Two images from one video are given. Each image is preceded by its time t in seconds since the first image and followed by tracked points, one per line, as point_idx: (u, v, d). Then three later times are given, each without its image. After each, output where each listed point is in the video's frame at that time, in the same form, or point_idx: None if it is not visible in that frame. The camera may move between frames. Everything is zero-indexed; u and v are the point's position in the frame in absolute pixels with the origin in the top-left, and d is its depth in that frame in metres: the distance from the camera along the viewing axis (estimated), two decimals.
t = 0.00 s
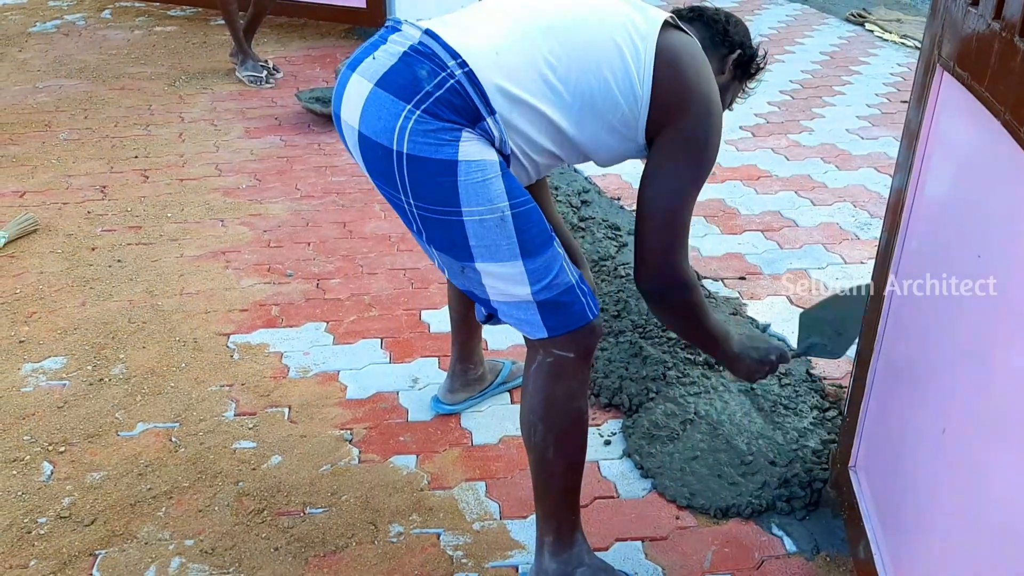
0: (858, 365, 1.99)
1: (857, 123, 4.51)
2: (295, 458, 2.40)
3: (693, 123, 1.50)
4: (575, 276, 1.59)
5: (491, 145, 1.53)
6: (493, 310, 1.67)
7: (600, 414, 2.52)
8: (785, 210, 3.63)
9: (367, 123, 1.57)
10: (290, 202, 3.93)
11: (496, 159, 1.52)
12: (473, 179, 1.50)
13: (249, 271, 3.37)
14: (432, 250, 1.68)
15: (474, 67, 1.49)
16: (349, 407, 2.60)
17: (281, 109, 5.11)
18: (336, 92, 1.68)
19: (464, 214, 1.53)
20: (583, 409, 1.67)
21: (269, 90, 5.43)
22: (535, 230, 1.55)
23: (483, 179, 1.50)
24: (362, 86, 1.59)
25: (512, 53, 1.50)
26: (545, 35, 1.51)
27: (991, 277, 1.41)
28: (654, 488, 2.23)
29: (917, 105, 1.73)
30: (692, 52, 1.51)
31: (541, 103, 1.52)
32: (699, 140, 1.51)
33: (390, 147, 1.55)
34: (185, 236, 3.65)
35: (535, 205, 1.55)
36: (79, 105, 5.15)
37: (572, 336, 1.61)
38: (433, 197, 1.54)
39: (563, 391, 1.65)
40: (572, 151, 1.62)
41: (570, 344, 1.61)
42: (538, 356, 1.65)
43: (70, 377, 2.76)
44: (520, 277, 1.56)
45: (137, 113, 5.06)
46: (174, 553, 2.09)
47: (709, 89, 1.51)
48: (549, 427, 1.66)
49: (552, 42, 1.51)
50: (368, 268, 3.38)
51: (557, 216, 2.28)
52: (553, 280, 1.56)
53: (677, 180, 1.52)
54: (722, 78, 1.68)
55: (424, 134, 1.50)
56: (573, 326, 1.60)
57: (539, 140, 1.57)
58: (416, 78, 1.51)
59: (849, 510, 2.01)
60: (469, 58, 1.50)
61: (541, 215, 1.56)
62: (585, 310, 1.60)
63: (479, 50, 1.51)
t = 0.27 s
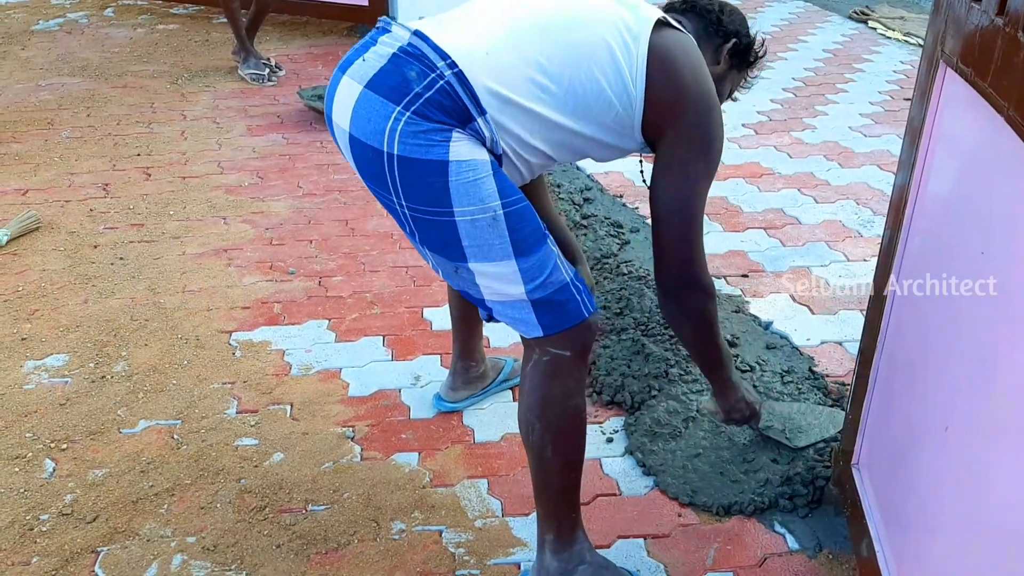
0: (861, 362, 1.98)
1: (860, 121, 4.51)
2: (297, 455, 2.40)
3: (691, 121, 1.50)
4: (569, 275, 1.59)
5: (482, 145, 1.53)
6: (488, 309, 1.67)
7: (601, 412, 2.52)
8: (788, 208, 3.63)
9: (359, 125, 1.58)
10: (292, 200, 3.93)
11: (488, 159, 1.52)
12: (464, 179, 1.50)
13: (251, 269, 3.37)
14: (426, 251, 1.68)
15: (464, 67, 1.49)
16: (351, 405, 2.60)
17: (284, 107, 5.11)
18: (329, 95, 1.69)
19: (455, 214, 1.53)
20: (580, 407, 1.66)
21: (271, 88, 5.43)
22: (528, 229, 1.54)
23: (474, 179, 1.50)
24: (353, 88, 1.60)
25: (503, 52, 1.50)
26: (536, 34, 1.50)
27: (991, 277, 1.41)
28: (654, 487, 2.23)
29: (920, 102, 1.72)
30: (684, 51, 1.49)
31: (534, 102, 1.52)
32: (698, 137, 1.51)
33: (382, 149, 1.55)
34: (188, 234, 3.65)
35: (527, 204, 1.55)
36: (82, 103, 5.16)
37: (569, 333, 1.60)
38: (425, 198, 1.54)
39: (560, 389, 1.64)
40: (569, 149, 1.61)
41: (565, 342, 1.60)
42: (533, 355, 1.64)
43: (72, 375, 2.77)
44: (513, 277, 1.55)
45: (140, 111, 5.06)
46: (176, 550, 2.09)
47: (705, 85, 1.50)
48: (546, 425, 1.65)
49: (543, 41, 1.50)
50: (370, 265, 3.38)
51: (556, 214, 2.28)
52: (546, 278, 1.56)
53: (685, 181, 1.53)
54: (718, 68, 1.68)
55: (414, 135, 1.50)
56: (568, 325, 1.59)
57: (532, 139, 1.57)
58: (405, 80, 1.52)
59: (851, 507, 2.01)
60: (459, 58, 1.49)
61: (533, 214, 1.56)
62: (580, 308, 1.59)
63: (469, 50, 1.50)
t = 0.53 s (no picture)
0: (866, 360, 1.98)
1: (864, 119, 4.50)
2: (301, 452, 2.40)
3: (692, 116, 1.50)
4: (572, 271, 1.59)
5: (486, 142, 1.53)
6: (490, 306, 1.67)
7: (604, 410, 2.52)
8: (791, 206, 3.63)
9: (362, 121, 1.57)
10: (296, 197, 3.93)
11: (491, 156, 1.51)
12: (468, 176, 1.50)
13: (255, 266, 3.38)
14: (429, 248, 1.68)
15: (468, 64, 1.49)
16: (355, 402, 2.60)
17: (287, 104, 5.11)
18: (331, 92, 1.68)
19: (459, 211, 1.53)
20: (583, 405, 1.66)
21: (275, 85, 5.43)
22: (531, 225, 1.54)
23: (478, 176, 1.50)
24: (356, 83, 1.59)
25: (507, 48, 1.50)
26: (539, 30, 1.50)
27: (990, 277, 1.43)
28: (658, 484, 2.23)
29: (925, 102, 1.72)
30: (684, 48, 1.50)
31: (538, 97, 1.52)
32: (698, 131, 1.52)
33: (385, 145, 1.55)
34: (191, 231, 3.65)
35: (530, 201, 1.55)
36: (85, 101, 5.16)
37: (573, 330, 1.60)
38: (429, 195, 1.54)
39: (563, 386, 1.64)
40: (572, 144, 1.61)
41: (568, 339, 1.61)
42: (536, 353, 1.65)
43: (76, 371, 2.77)
44: (517, 273, 1.55)
45: (144, 108, 5.06)
46: (180, 546, 2.09)
47: (706, 77, 1.51)
48: (549, 423, 1.65)
49: (546, 37, 1.50)
50: (374, 263, 3.38)
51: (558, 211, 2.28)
52: (549, 275, 1.56)
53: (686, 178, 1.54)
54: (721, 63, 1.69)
55: (418, 132, 1.50)
56: (570, 322, 1.60)
57: (536, 134, 1.57)
58: (409, 75, 1.51)
59: (855, 506, 2.01)
60: (463, 55, 1.49)
61: (537, 211, 1.56)
62: (582, 305, 1.59)
63: (472, 46, 1.50)
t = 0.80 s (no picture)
0: (868, 360, 1.98)
1: (867, 119, 4.50)
2: (304, 452, 2.41)
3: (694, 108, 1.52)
4: (582, 268, 1.58)
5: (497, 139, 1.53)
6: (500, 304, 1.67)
7: (606, 410, 2.52)
8: (794, 206, 3.63)
9: (373, 122, 1.57)
10: (298, 198, 3.94)
11: (502, 154, 1.51)
12: (480, 173, 1.50)
13: (257, 266, 3.38)
14: (439, 246, 1.68)
15: (478, 64, 1.49)
16: (357, 402, 2.61)
17: (290, 104, 5.11)
18: (338, 92, 1.68)
19: (471, 208, 1.53)
20: (589, 400, 1.66)
21: (278, 85, 5.44)
22: (541, 222, 1.54)
23: (490, 173, 1.50)
24: (366, 85, 1.59)
25: (512, 47, 1.50)
26: (541, 27, 1.51)
27: (990, 277, 1.44)
28: (661, 484, 2.23)
29: (927, 102, 1.72)
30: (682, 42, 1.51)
31: (544, 95, 1.52)
32: (700, 123, 1.54)
33: (396, 144, 1.55)
34: (194, 231, 3.66)
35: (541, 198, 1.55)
36: (89, 101, 5.17)
37: (581, 327, 1.60)
38: (440, 192, 1.54)
39: (571, 381, 1.63)
40: (576, 138, 1.63)
41: (578, 335, 1.60)
42: (545, 349, 1.64)
43: (80, 371, 2.78)
44: (528, 270, 1.55)
45: (147, 108, 5.07)
46: (183, 545, 2.10)
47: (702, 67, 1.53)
48: (556, 418, 1.65)
49: (549, 34, 1.51)
50: (376, 263, 3.38)
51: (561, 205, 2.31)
52: (559, 271, 1.55)
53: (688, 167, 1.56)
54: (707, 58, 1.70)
55: (430, 130, 1.50)
56: (580, 318, 1.59)
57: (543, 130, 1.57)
58: (420, 75, 1.51)
59: (857, 506, 2.01)
60: (473, 54, 1.49)
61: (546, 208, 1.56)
62: (591, 302, 1.59)
63: (480, 46, 1.50)
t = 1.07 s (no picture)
0: (870, 359, 1.97)
1: (869, 119, 4.50)
2: (305, 451, 2.41)
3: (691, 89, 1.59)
4: (581, 267, 1.58)
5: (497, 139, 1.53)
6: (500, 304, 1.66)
7: (607, 410, 2.52)
8: (796, 206, 3.62)
9: (373, 123, 1.57)
10: (300, 197, 3.94)
11: (502, 153, 1.51)
12: (480, 173, 1.49)
13: (259, 266, 3.39)
14: (439, 247, 1.67)
15: (476, 61, 1.49)
16: (359, 402, 2.61)
17: (292, 104, 5.12)
18: (336, 95, 1.67)
19: (471, 208, 1.52)
20: (589, 400, 1.65)
21: (280, 85, 5.44)
22: (542, 222, 1.54)
23: (491, 173, 1.50)
24: (365, 86, 1.59)
25: (514, 44, 1.51)
26: (541, 23, 1.52)
27: (991, 277, 1.44)
28: (661, 485, 2.23)
29: (929, 101, 1.71)
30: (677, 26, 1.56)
31: (548, 90, 1.54)
32: (697, 101, 1.61)
33: (397, 145, 1.54)
34: (196, 231, 3.67)
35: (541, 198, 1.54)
36: (91, 100, 5.18)
37: (581, 326, 1.59)
38: (441, 193, 1.53)
39: (571, 381, 1.63)
40: (574, 130, 1.65)
41: (577, 334, 1.60)
42: (545, 348, 1.63)
43: (81, 371, 2.78)
44: (528, 269, 1.54)
45: (149, 108, 5.08)
46: (185, 545, 2.10)
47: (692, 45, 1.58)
48: (555, 418, 1.64)
49: (550, 29, 1.52)
50: (378, 263, 3.39)
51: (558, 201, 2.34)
52: (559, 270, 1.55)
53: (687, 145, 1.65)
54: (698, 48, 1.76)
55: (430, 130, 1.49)
56: (581, 317, 1.58)
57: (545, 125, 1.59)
58: (419, 75, 1.51)
59: (858, 506, 2.01)
60: (472, 53, 1.50)
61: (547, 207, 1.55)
62: (590, 301, 1.58)
63: (481, 44, 1.50)
